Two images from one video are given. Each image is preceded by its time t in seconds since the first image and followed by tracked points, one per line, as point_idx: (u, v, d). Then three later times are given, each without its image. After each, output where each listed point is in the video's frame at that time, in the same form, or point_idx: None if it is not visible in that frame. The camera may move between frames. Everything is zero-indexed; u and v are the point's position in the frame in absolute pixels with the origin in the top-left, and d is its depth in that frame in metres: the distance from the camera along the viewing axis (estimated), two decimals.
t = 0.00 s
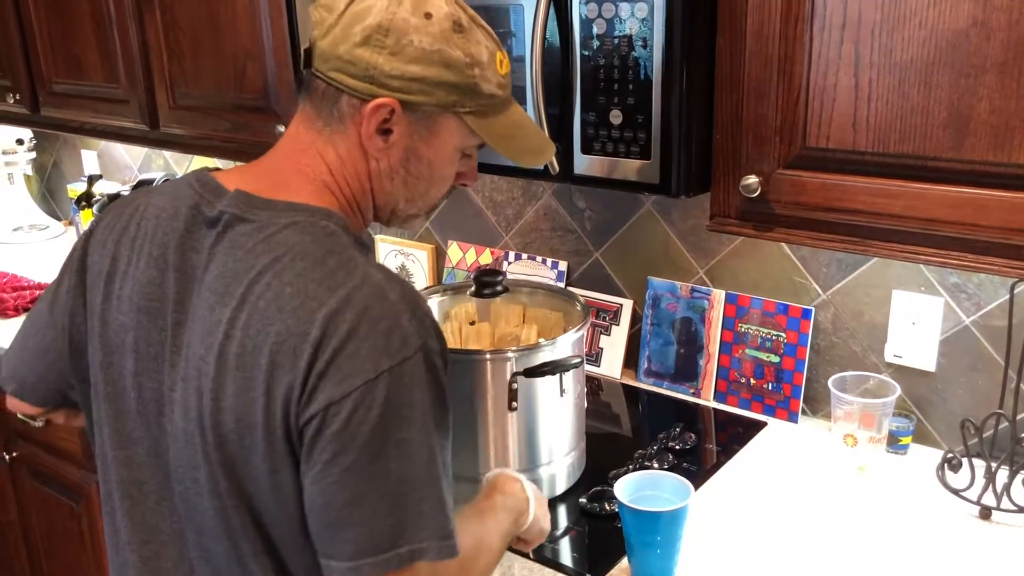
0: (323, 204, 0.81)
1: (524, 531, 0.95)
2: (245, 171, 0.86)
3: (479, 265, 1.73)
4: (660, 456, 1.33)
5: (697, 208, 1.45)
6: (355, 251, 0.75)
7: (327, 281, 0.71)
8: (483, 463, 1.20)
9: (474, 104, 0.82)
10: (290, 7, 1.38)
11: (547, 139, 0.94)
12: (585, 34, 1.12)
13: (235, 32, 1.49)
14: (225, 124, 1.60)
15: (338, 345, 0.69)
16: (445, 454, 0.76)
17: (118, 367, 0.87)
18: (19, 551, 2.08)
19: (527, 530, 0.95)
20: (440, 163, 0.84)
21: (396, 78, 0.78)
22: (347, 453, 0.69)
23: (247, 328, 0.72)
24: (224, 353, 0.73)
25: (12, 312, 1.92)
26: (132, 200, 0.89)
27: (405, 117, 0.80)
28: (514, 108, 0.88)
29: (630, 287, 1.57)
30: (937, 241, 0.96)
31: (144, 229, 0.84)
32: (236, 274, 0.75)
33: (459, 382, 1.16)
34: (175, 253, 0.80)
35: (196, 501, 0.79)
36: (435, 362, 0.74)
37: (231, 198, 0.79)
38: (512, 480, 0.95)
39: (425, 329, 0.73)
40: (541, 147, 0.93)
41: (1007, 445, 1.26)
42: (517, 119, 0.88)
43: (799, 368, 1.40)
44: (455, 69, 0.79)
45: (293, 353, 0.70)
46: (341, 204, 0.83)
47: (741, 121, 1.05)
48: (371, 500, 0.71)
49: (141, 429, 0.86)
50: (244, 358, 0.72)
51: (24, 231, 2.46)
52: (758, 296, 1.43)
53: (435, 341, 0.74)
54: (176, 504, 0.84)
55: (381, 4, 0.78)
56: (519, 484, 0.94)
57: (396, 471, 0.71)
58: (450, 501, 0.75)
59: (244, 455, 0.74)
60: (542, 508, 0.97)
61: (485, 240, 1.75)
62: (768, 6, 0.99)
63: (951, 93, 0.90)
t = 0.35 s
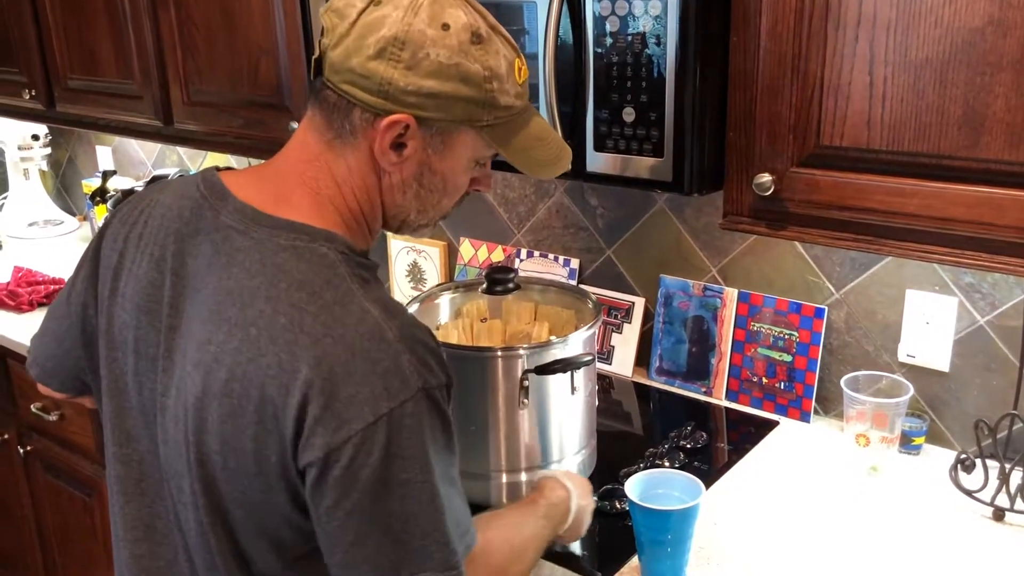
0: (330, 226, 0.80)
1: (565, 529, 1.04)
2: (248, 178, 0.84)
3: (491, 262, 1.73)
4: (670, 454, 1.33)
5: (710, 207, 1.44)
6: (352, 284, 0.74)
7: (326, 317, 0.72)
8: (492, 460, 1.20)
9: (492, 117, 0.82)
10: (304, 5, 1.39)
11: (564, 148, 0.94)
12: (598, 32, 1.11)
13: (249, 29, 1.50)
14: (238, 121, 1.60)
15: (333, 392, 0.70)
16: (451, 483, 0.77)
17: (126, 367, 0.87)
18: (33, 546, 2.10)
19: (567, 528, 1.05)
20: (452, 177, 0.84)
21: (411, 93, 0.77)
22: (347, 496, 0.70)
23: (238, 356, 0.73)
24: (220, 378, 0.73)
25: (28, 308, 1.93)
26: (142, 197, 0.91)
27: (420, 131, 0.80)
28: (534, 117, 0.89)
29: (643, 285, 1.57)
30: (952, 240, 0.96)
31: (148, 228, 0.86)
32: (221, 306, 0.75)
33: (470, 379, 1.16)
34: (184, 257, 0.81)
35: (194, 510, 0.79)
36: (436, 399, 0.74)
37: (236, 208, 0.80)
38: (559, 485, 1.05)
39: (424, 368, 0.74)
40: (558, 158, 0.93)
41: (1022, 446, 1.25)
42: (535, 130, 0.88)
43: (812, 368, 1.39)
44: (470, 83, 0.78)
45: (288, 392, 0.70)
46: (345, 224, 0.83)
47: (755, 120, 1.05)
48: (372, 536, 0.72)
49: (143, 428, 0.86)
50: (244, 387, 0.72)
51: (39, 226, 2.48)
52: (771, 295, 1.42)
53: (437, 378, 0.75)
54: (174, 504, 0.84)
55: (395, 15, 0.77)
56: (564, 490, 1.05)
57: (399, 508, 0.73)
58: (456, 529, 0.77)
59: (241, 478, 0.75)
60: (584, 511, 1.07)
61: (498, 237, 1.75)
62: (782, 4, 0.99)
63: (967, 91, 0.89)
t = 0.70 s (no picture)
0: (330, 218, 0.84)
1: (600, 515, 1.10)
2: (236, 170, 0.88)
3: (504, 257, 1.73)
4: (683, 452, 1.32)
5: (725, 203, 1.43)
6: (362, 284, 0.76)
7: (341, 319, 0.73)
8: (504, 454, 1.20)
9: (421, 52, 0.79)
10: None
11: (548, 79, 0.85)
12: (614, 26, 1.10)
13: (263, 22, 1.49)
14: (252, 114, 1.60)
15: (361, 393, 0.72)
16: (472, 471, 0.79)
17: (127, 367, 0.88)
18: (46, 537, 2.11)
19: (600, 515, 1.10)
20: (412, 131, 0.82)
21: (328, 49, 0.79)
22: (381, 492, 0.72)
23: (252, 352, 0.73)
24: (231, 375, 0.73)
25: (43, 300, 1.93)
26: (139, 195, 0.91)
27: (353, 85, 0.80)
28: (491, 52, 0.83)
29: (657, 281, 1.56)
30: (972, 238, 0.94)
31: (150, 223, 0.86)
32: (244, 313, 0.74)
33: (481, 374, 1.16)
34: (188, 254, 0.81)
35: (202, 505, 0.79)
36: (455, 392, 0.76)
37: (238, 203, 0.81)
38: (597, 472, 1.10)
39: (441, 365, 0.75)
40: (541, 87, 0.84)
41: None
42: (493, 64, 0.82)
43: (827, 366, 1.38)
44: (382, 20, 0.77)
45: (315, 394, 0.71)
46: (338, 210, 0.87)
47: (772, 115, 1.04)
48: (402, 528, 0.74)
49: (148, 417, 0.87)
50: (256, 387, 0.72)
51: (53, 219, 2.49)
52: (785, 292, 1.41)
53: (458, 370, 0.76)
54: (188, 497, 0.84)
55: None
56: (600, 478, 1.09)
57: (426, 497, 0.75)
58: (478, 513, 0.80)
59: (251, 473, 0.75)
60: (619, 499, 1.12)
61: (511, 232, 1.74)
62: None
63: (989, 87, 0.88)
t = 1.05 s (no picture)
0: (259, 207, 0.82)
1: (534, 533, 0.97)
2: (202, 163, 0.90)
3: (523, 254, 1.73)
4: (703, 450, 1.31)
5: (745, 200, 1.43)
6: (264, 265, 0.78)
7: (230, 297, 0.75)
8: (522, 452, 1.20)
9: (285, 28, 0.74)
10: None
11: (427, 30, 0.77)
12: (637, 22, 1.10)
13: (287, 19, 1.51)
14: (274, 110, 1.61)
15: (233, 369, 0.72)
16: (362, 473, 0.77)
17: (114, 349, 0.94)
18: (68, 528, 2.14)
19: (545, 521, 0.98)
20: (300, 110, 0.78)
21: (213, 39, 0.77)
22: (246, 471, 0.72)
23: (161, 325, 0.77)
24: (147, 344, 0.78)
25: (65, 294, 1.95)
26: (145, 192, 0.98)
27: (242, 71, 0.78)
28: (361, 15, 0.76)
29: (676, 279, 1.56)
30: (997, 237, 0.93)
31: (135, 213, 0.92)
32: (161, 293, 0.79)
33: (499, 370, 1.16)
34: (147, 237, 0.87)
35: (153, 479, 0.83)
36: (337, 382, 0.75)
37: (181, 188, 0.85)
38: (535, 484, 0.96)
39: (323, 354, 0.75)
40: (412, 40, 0.76)
41: None
42: (357, 27, 0.76)
43: (847, 365, 1.37)
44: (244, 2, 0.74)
45: (195, 366, 0.73)
46: (281, 196, 0.85)
47: (795, 112, 1.04)
48: (272, 515, 0.73)
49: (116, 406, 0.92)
50: (160, 363, 0.76)
51: (75, 214, 2.51)
52: (807, 291, 1.41)
53: (341, 359, 0.76)
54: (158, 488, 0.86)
55: None
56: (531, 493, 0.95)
57: (298, 492, 0.73)
58: (368, 519, 0.77)
59: (170, 445, 0.78)
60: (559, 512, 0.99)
61: (529, 229, 1.74)
62: None
63: (1016, 84, 0.87)
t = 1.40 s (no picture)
0: (204, 192, 0.93)
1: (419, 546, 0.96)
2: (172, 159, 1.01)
3: (546, 255, 1.73)
4: (728, 453, 1.31)
5: (772, 202, 1.42)
6: (177, 243, 0.87)
7: (140, 263, 0.86)
8: (546, 454, 1.20)
9: (216, 18, 0.85)
10: None
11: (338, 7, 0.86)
12: (663, 23, 1.10)
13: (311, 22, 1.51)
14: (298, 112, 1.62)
15: (124, 325, 0.83)
16: (223, 450, 0.82)
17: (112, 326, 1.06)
18: (95, 527, 2.16)
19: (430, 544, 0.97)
20: (232, 91, 0.89)
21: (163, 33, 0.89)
22: (114, 418, 0.82)
23: (101, 285, 0.89)
24: (93, 299, 0.90)
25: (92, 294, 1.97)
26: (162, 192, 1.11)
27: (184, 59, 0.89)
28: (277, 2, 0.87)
29: (701, 280, 1.55)
30: None
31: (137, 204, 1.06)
32: (105, 264, 0.92)
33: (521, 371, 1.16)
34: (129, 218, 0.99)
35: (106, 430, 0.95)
36: (211, 354, 0.81)
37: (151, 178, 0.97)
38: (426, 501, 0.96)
39: (201, 325, 0.82)
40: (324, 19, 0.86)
41: None
42: (274, 12, 0.86)
43: (874, 368, 1.36)
44: None
45: (102, 321, 0.85)
46: (231, 185, 0.95)
47: (824, 113, 1.03)
48: (125, 466, 0.81)
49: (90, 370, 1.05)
50: (89, 321, 0.89)
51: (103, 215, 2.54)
52: (833, 293, 1.40)
53: (219, 335, 0.83)
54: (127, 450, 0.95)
55: None
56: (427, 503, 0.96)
57: (149, 449, 0.80)
58: (217, 493, 0.81)
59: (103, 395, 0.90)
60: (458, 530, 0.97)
61: (552, 231, 1.74)
62: None
63: None
